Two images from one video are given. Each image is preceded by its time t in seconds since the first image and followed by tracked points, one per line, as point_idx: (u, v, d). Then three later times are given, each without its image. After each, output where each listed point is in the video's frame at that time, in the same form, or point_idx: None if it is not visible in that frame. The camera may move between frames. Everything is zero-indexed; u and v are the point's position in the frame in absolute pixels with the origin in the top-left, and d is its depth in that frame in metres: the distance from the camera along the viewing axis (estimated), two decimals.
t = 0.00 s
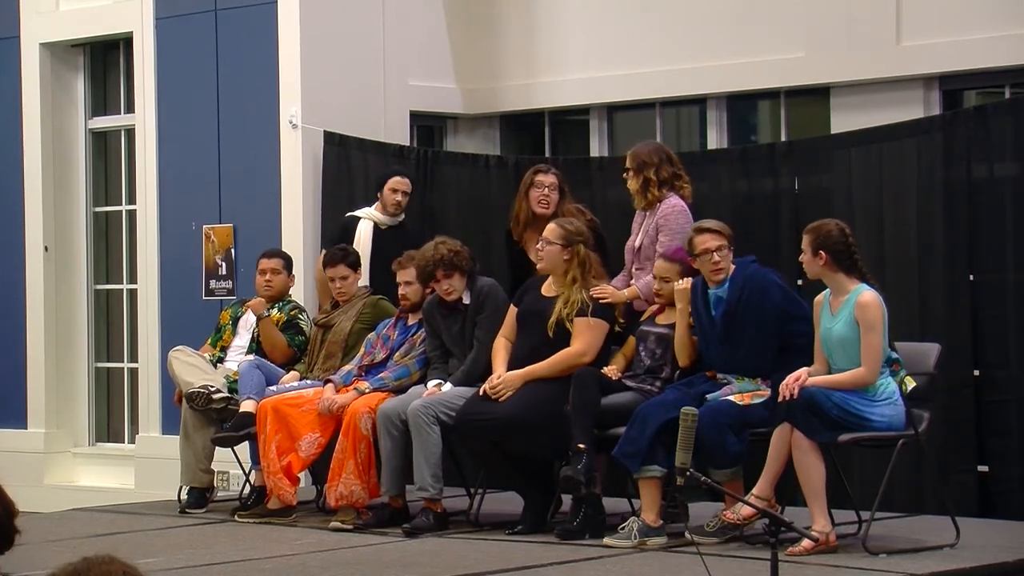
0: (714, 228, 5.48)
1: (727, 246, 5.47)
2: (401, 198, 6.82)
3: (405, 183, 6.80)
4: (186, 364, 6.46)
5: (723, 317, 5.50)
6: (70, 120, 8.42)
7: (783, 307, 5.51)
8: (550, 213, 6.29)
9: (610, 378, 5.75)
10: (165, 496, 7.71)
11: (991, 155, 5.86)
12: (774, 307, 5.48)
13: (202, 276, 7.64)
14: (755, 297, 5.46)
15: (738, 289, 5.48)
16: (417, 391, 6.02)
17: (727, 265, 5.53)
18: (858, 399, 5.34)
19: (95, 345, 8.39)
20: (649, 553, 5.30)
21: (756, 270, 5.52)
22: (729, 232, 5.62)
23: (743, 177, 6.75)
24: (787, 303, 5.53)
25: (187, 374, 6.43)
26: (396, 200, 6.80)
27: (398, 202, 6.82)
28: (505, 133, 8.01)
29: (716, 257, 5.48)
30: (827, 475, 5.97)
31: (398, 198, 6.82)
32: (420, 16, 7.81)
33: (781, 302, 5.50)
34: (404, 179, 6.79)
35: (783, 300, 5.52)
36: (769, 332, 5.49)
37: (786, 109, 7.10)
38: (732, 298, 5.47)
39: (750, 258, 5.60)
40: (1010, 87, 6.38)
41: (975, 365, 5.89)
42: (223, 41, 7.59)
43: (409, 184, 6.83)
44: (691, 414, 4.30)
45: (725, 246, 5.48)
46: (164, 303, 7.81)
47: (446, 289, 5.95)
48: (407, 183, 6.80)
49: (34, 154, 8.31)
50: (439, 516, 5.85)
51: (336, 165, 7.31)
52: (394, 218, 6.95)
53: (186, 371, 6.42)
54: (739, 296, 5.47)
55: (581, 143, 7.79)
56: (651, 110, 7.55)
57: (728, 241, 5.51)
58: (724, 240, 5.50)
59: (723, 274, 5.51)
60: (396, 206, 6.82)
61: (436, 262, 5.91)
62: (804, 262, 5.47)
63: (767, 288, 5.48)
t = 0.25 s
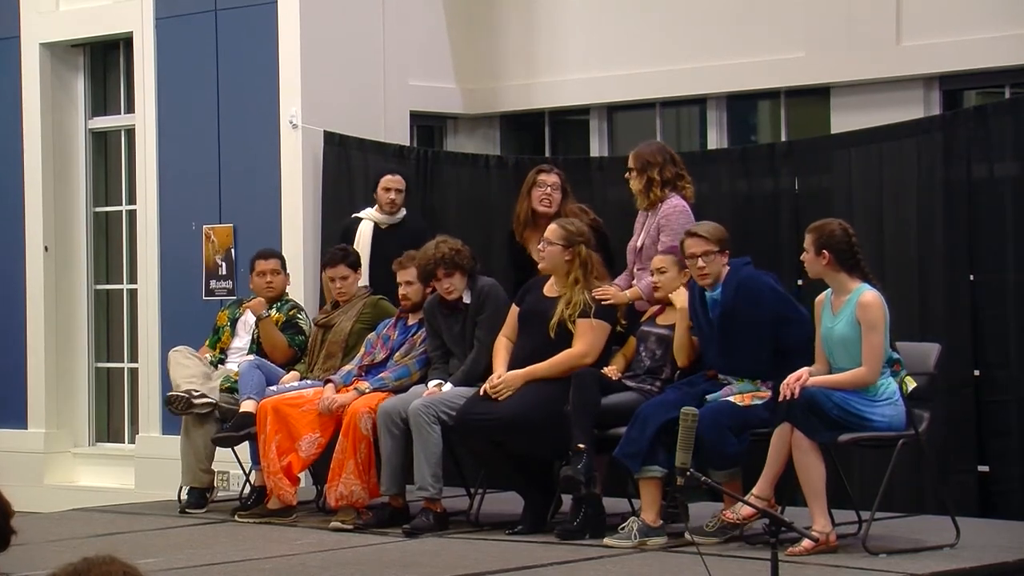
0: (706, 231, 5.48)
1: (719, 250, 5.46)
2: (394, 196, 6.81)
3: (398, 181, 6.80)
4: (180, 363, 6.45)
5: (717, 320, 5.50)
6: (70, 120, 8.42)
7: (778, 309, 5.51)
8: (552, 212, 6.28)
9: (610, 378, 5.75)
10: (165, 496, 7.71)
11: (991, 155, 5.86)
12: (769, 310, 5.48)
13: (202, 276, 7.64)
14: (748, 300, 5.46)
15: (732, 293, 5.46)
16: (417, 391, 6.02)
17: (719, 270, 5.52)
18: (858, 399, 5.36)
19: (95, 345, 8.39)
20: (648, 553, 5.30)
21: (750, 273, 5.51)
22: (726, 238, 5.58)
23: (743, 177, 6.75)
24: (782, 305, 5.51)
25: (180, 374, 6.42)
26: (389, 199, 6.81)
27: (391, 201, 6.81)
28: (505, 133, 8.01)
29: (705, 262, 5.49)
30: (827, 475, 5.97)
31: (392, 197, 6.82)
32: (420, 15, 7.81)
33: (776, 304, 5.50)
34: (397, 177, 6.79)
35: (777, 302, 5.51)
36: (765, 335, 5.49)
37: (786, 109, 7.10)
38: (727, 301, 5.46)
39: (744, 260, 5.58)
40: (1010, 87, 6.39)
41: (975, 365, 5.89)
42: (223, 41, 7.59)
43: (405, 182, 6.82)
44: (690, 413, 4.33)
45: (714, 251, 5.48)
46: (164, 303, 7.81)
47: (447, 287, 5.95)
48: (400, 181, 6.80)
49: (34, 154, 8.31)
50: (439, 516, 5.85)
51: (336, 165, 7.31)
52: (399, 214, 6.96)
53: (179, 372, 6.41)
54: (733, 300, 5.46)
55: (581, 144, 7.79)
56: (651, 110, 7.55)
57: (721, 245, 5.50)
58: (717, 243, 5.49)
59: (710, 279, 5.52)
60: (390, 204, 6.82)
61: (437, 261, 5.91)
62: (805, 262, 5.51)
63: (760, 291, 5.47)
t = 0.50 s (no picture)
0: (698, 233, 5.50)
1: (708, 257, 5.47)
2: (386, 195, 6.80)
3: (388, 180, 6.80)
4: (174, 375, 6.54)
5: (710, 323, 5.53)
6: (69, 120, 8.42)
7: (767, 314, 5.45)
8: (555, 211, 6.27)
9: (610, 378, 5.76)
10: (165, 497, 7.71)
11: (991, 155, 5.86)
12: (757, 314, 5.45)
13: (202, 276, 7.63)
14: (736, 303, 5.45)
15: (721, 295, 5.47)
16: (417, 391, 6.02)
17: (708, 275, 5.53)
18: (857, 399, 5.37)
19: (95, 345, 8.39)
20: (649, 553, 5.30)
21: (740, 276, 5.49)
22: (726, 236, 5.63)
23: (743, 177, 6.74)
24: (771, 309, 5.45)
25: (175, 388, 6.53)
26: (380, 198, 6.81)
27: (383, 200, 6.81)
28: (505, 133, 8.01)
29: (696, 265, 5.51)
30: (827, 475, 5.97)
31: (384, 196, 6.81)
32: (420, 15, 7.80)
33: (765, 308, 5.45)
34: (386, 176, 6.79)
35: (767, 307, 5.45)
36: (757, 338, 5.48)
37: (786, 109, 7.10)
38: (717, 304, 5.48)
39: (741, 262, 5.56)
40: (1010, 87, 6.38)
41: (975, 365, 5.89)
42: (223, 41, 7.59)
43: (396, 181, 6.82)
44: (692, 415, 4.36)
45: (705, 258, 5.49)
46: (164, 303, 7.80)
47: (446, 288, 5.94)
48: (390, 180, 6.79)
49: (33, 154, 8.30)
50: (439, 516, 5.85)
51: (336, 165, 7.31)
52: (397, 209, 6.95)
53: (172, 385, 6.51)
54: (722, 303, 5.47)
55: (582, 144, 7.79)
56: (651, 110, 7.54)
57: (714, 250, 5.50)
58: (707, 245, 5.51)
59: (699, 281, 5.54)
60: (382, 204, 6.81)
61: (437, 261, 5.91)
62: (806, 262, 5.54)
63: (749, 294, 5.44)
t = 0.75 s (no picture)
0: (698, 233, 5.53)
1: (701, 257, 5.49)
2: (377, 197, 6.79)
3: (379, 182, 6.76)
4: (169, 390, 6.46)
5: (709, 323, 5.53)
6: (69, 120, 8.42)
7: (762, 316, 5.42)
8: (561, 209, 6.24)
9: (610, 378, 5.77)
10: (165, 497, 7.71)
11: (991, 155, 5.86)
12: (751, 316, 5.42)
13: (202, 276, 7.63)
14: (729, 307, 5.44)
15: (716, 298, 5.47)
16: (417, 391, 6.02)
17: (699, 276, 5.54)
18: (858, 399, 5.38)
19: (95, 345, 8.39)
20: (649, 553, 5.31)
21: (736, 278, 5.46)
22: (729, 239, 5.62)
23: (743, 177, 6.74)
24: (765, 311, 5.42)
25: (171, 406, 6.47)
26: (372, 199, 6.80)
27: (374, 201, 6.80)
28: (505, 133, 8.01)
29: (690, 265, 5.55)
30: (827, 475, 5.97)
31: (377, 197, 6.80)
32: (420, 15, 7.81)
33: (758, 311, 5.41)
34: (377, 178, 6.76)
35: (761, 308, 5.42)
36: (753, 339, 5.46)
37: (786, 109, 7.10)
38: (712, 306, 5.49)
39: (740, 264, 5.53)
40: (1010, 87, 6.39)
41: (975, 365, 5.90)
42: (223, 41, 7.59)
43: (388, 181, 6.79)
44: (691, 415, 4.39)
45: (698, 259, 5.52)
46: (164, 303, 7.80)
47: (446, 287, 5.94)
48: (380, 181, 6.76)
49: (33, 153, 8.30)
50: (440, 516, 5.85)
51: (336, 164, 7.31)
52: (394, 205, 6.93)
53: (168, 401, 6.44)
54: (717, 305, 5.47)
55: (582, 144, 7.79)
56: (651, 110, 7.54)
57: (708, 252, 5.52)
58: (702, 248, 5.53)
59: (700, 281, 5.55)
60: (374, 205, 6.81)
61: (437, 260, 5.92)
62: (806, 262, 5.54)
63: (742, 297, 5.42)
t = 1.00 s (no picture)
0: (709, 228, 5.43)
1: (710, 254, 5.39)
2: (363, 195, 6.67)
3: (366, 179, 6.65)
4: (155, 408, 6.34)
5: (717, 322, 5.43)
6: (61, 118, 8.30)
7: (773, 315, 5.33)
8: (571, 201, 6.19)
9: (612, 380, 5.65)
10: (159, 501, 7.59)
11: (1000, 152, 5.75)
12: (762, 315, 5.32)
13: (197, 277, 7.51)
14: (740, 304, 5.34)
15: (726, 294, 5.37)
16: (415, 393, 5.91)
17: (708, 272, 5.44)
18: (864, 402, 5.27)
19: (88, 347, 8.28)
20: (652, 558, 5.20)
21: (749, 275, 5.38)
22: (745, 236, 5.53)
23: (747, 176, 6.63)
24: (776, 309, 5.33)
25: (164, 423, 6.36)
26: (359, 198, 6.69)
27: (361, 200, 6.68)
28: (505, 131, 7.90)
29: (698, 260, 5.46)
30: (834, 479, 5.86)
31: (364, 195, 6.69)
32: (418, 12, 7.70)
33: (770, 310, 5.32)
34: (364, 175, 6.65)
35: (773, 307, 5.33)
36: (760, 340, 5.35)
37: (791, 107, 7.00)
38: (722, 304, 5.39)
39: (754, 263, 5.44)
40: (1019, 84, 6.28)
41: (984, 367, 5.79)
42: (218, 38, 7.48)
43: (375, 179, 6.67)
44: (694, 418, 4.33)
45: (706, 254, 5.42)
46: (157, 304, 7.67)
47: (445, 288, 5.83)
48: (367, 179, 6.65)
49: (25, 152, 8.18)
50: (439, 521, 5.73)
51: (333, 163, 7.20)
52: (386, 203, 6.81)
53: (157, 420, 6.32)
54: (727, 303, 5.36)
55: (584, 142, 7.68)
56: (654, 107, 7.44)
57: (715, 249, 5.42)
58: (711, 244, 5.43)
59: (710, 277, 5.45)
60: (362, 203, 6.69)
61: (437, 260, 5.81)
62: (812, 262, 5.43)
63: (755, 294, 5.33)
